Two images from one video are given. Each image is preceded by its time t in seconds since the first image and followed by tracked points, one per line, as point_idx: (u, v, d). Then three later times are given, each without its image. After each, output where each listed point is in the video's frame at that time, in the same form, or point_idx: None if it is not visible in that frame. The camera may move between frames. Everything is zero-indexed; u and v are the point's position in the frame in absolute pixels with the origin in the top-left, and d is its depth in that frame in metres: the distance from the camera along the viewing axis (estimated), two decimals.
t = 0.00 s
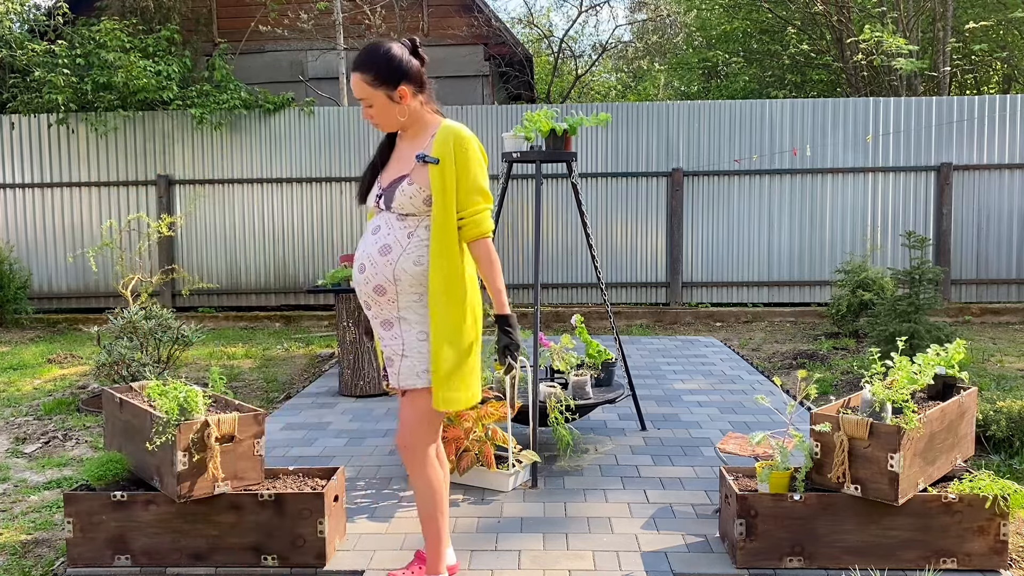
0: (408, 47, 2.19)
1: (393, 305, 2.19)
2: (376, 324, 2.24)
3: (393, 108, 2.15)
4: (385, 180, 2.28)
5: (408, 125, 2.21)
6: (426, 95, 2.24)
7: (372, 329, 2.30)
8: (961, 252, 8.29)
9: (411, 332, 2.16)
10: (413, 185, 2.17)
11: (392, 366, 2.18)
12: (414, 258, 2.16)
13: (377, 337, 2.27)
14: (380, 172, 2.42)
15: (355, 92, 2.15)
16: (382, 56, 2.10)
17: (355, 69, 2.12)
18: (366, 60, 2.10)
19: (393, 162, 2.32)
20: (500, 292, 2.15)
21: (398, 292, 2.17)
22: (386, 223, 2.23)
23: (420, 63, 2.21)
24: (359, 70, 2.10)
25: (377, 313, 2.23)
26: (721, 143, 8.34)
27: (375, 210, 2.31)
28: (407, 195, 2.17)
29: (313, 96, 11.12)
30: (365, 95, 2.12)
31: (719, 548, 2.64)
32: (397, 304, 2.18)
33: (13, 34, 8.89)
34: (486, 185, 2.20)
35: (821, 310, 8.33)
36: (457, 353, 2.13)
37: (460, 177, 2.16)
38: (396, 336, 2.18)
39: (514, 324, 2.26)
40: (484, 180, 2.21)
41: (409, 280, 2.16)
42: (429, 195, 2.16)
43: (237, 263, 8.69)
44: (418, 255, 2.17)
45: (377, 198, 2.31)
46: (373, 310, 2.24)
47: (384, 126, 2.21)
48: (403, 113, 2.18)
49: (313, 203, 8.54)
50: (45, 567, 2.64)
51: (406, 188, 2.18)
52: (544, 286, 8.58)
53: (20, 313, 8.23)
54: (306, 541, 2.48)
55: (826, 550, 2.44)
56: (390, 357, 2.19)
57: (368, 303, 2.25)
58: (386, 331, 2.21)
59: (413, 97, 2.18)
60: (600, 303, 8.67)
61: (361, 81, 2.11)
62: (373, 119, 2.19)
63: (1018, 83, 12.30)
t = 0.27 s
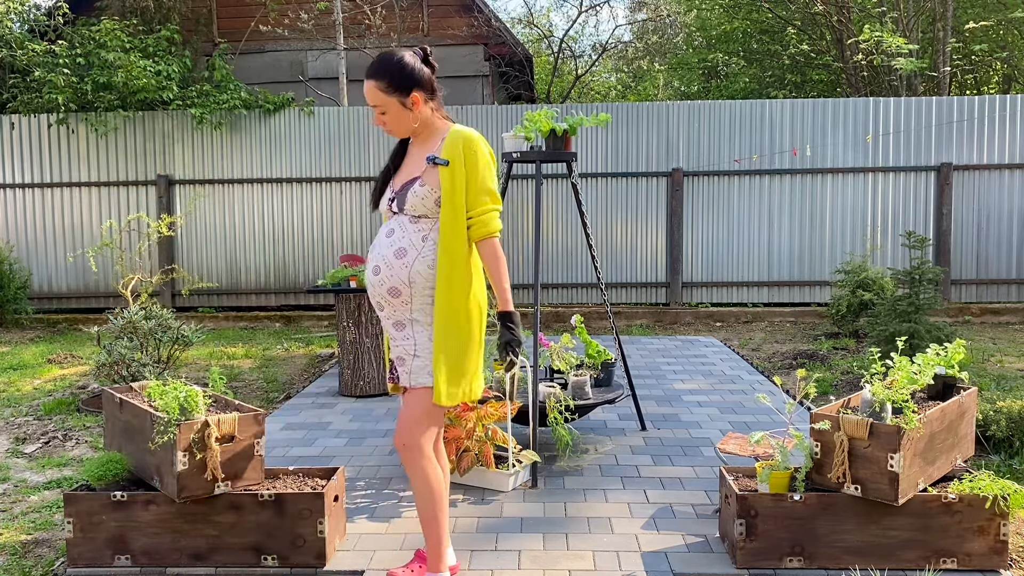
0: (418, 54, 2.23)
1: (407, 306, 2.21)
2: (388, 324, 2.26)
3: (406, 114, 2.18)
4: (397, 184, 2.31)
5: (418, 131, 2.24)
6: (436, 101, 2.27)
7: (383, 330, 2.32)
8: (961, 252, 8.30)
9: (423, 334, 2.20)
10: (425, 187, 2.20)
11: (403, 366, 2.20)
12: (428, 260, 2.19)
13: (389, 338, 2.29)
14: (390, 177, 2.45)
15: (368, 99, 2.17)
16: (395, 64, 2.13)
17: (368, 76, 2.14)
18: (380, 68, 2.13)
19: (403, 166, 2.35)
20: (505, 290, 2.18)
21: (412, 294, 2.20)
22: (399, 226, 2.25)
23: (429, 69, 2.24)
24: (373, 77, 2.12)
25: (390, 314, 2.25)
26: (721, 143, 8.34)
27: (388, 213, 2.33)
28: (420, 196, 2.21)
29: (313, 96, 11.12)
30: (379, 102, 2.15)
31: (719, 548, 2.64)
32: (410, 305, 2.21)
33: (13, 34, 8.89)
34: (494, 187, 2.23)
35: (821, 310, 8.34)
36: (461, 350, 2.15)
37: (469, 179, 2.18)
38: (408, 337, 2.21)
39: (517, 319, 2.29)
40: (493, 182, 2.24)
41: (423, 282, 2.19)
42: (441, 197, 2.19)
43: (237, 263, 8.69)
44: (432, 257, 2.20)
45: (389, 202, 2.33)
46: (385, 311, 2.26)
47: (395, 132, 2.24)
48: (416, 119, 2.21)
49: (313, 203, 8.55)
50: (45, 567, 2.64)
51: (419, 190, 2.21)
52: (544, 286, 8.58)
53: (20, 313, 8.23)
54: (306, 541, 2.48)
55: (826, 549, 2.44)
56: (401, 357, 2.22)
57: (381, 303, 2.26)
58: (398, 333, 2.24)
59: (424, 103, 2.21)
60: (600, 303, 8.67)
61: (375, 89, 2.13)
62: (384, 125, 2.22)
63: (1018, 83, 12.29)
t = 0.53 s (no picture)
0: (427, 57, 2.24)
1: (414, 303, 2.20)
2: (393, 321, 2.25)
3: (415, 115, 2.18)
4: (403, 183, 2.30)
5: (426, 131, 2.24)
6: (443, 102, 2.28)
7: (388, 328, 2.30)
8: (961, 252, 8.29)
9: (430, 331, 2.19)
10: (434, 184, 2.20)
11: (410, 363, 2.19)
12: (437, 258, 2.20)
13: (393, 336, 2.28)
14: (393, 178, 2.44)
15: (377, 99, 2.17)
16: (407, 65, 2.14)
17: (378, 77, 2.14)
18: (391, 69, 2.13)
19: (408, 166, 2.34)
20: (514, 288, 2.20)
21: (421, 291, 2.19)
22: (406, 223, 2.24)
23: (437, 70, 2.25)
24: (383, 77, 2.12)
25: (397, 310, 2.23)
26: (721, 143, 8.34)
27: (393, 212, 2.32)
28: (429, 193, 2.20)
29: (313, 95, 11.12)
30: (389, 103, 2.15)
31: (719, 548, 2.64)
32: (418, 302, 2.20)
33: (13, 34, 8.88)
34: (502, 187, 2.25)
35: (821, 310, 8.33)
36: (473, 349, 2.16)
37: (478, 178, 2.20)
38: (415, 334, 2.20)
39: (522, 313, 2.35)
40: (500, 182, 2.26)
41: (432, 279, 2.19)
42: (450, 195, 2.20)
43: (237, 263, 8.69)
44: (441, 255, 2.20)
45: (394, 200, 2.32)
46: (391, 308, 2.25)
47: (403, 133, 2.23)
48: (425, 119, 2.22)
49: (314, 203, 8.55)
50: (45, 567, 2.64)
51: (428, 188, 2.20)
52: (544, 286, 8.59)
53: (20, 313, 8.23)
54: (306, 541, 2.48)
55: (826, 549, 2.44)
56: (407, 355, 2.20)
57: (388, 300, 2.25)
58: (404, 330, 2.22)
59: (433, 104, 2.22)
60: (600, 303, 8.67)
61: (386, 90, 2.13)
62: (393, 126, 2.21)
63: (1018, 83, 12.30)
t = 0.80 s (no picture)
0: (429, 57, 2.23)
1: (415, 301, 2.20)
2: (394, 320, 2.25)
3: (418, 114, 2.18)
4: (404, 183, 2.30)
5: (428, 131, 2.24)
6: (445, 102, 2.28)
7: (388, 326, 2.30)
8: (961, 252, 8.29)
9: (431, 329, 2.19)
10: (436, 183, 2.20)
11: (410, 362, 2.19)
12: (439, 256, 2.19)
13: (393, 335, 2.28)
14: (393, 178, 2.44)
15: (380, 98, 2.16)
16: (409, 65, 2.13)
17: (381, 76, 2.14)
18: (394, 68, 2.12)
19: (409, 166, 2.34)
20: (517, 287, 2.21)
21: (422, 289, 2.19)
22: (408, 222, 2.24)
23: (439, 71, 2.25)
24: (387, 76, 2.12)
25: (398, 309, 2.23)
26: (721, 143, 8.34)
27: (394, 210, 2.32)
28: (431, 192, 2.20)
29: (313, 95, 11.12)
30: (392, 101, 2.14)
31: (719, 548, 2.64)
32: (420, 300, 2.20)
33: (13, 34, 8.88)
34: (504, 187, 2.25)
35: (821, 310, 8.33)
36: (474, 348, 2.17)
37: (481, 178, 2.20)
38: (415, 333, 2.20)
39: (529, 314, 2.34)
40: (503, 182, 2.26)
41: (434, 277, 2.19)
42: (452, 194, 2.19)
43: (237, 263, 8.69)
44: (443, 254, 2.20)
45: (396, 199, 2.31)
46: (393, 306, 2.25)
47: (405, 132, 2.23)
48: (427, 119, 2.21)
49: (314, 203, 8.55)
50: (45, 567, 2.64)
51: (430, 186, 2.20)
52: (544, 286, 8.58)
53: (20, 313, 8.24)
54: (306, 541, 2.48)
55: (825, 549, 2.44)
56: (407, 354, 2.20)
57: (388, 298, 2.25)
58: (405, 328, 2.23)
59: (435, 104, 2.22)
60: (600, 303, 8.67)
61: (388, 89, 2.13)
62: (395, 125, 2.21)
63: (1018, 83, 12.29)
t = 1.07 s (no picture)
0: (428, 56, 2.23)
1: (416, 301, 2.20)
2: (395, 320, 2.25)
3: (416, 113, 2.18)
4: (402, 183, 2.30)
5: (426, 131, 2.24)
6: (443, 102, 2.28)
7: (387, 326, 2.30)
8: (961, 252, 8.29)
9: (432, 329, 2.19)
10: (436, 183, 2.20)
11: (411, 362, 2.18)
12: (439, 256, 2.19)
13: (393, 335, 2.28)
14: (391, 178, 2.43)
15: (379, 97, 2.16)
16: (408, 64, 2.13)
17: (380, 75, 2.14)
18: (393, 68, 2.12)
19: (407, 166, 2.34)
20: (517, 286, 2.22)
21: (423, 289, 2.19)
22: (407, 222, 2.24)
23: (438, 70, 2.25)
24: (385, 75, 2.12)
25: (398, 309, 2.24)
26: (721, 142, 8.34)
27: (393, 211, 2.31)
28: (431, 192, 2.20)
29: (313, 95, 11.12)
30: (390, 100, 2.14)
31: (719, 548, 2.64)
32: (421, 301, 2.20)
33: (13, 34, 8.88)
34: (503, 186, 2.25)
35: (821, 310, 8.33)
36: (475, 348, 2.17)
37: (481, 177, 2.20)
38: (416, 333, 2.20)
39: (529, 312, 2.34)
40: (501, 182, 2.26)
41: (434, 277, 2.19)
42: (452, 193, 2.19)
43: (237, 263, 8.69)
44: (443, 253, 2.20)
45: (394, 199, 2.31)
46: (393, 307, 2.25)
47: (403, 132, 2.23)
48: (425, 118, 2.21)
49: (314, 204, 8.55)
50: (45, 567, 2.64)
51: (429, 185, 2.20)
52: (544, 286, 8.58)
53: (20, 313, 8.24)
54: (306, 541, 2.48)
55: (826, 549, 2.44)
56: (407, 355, 2.20)
57: (389, 299, 2.25)
58: (405, 329, 2.22)
59: (433, 103, 2.21)
60: (600, 303, 8.67)
61: (387, 88, 2.13)
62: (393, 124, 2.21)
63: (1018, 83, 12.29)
